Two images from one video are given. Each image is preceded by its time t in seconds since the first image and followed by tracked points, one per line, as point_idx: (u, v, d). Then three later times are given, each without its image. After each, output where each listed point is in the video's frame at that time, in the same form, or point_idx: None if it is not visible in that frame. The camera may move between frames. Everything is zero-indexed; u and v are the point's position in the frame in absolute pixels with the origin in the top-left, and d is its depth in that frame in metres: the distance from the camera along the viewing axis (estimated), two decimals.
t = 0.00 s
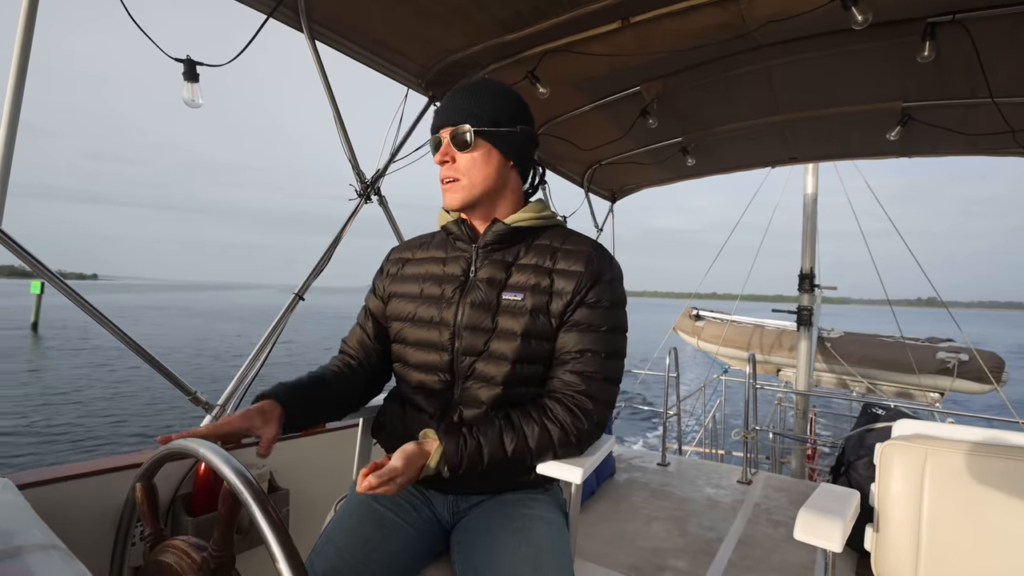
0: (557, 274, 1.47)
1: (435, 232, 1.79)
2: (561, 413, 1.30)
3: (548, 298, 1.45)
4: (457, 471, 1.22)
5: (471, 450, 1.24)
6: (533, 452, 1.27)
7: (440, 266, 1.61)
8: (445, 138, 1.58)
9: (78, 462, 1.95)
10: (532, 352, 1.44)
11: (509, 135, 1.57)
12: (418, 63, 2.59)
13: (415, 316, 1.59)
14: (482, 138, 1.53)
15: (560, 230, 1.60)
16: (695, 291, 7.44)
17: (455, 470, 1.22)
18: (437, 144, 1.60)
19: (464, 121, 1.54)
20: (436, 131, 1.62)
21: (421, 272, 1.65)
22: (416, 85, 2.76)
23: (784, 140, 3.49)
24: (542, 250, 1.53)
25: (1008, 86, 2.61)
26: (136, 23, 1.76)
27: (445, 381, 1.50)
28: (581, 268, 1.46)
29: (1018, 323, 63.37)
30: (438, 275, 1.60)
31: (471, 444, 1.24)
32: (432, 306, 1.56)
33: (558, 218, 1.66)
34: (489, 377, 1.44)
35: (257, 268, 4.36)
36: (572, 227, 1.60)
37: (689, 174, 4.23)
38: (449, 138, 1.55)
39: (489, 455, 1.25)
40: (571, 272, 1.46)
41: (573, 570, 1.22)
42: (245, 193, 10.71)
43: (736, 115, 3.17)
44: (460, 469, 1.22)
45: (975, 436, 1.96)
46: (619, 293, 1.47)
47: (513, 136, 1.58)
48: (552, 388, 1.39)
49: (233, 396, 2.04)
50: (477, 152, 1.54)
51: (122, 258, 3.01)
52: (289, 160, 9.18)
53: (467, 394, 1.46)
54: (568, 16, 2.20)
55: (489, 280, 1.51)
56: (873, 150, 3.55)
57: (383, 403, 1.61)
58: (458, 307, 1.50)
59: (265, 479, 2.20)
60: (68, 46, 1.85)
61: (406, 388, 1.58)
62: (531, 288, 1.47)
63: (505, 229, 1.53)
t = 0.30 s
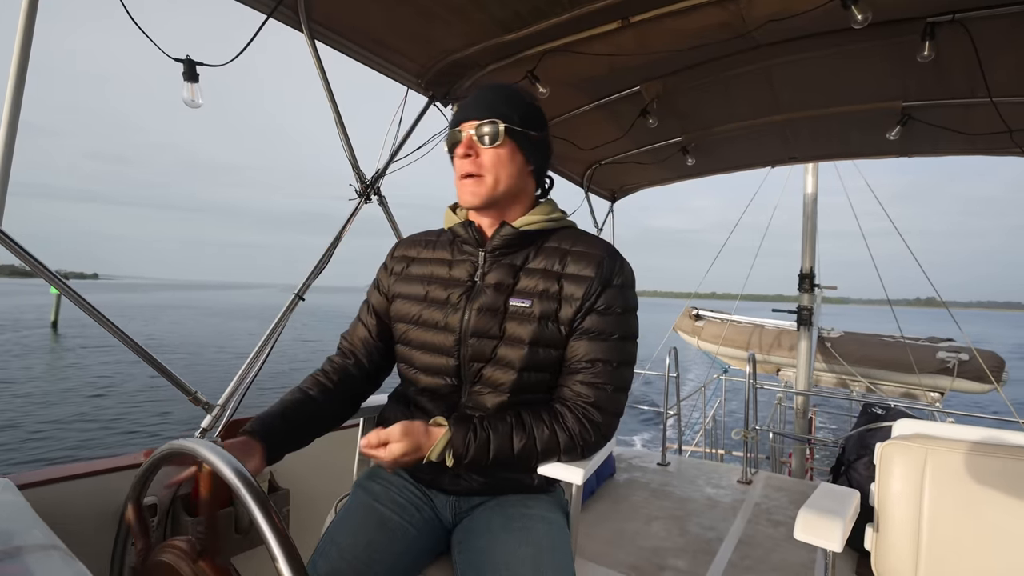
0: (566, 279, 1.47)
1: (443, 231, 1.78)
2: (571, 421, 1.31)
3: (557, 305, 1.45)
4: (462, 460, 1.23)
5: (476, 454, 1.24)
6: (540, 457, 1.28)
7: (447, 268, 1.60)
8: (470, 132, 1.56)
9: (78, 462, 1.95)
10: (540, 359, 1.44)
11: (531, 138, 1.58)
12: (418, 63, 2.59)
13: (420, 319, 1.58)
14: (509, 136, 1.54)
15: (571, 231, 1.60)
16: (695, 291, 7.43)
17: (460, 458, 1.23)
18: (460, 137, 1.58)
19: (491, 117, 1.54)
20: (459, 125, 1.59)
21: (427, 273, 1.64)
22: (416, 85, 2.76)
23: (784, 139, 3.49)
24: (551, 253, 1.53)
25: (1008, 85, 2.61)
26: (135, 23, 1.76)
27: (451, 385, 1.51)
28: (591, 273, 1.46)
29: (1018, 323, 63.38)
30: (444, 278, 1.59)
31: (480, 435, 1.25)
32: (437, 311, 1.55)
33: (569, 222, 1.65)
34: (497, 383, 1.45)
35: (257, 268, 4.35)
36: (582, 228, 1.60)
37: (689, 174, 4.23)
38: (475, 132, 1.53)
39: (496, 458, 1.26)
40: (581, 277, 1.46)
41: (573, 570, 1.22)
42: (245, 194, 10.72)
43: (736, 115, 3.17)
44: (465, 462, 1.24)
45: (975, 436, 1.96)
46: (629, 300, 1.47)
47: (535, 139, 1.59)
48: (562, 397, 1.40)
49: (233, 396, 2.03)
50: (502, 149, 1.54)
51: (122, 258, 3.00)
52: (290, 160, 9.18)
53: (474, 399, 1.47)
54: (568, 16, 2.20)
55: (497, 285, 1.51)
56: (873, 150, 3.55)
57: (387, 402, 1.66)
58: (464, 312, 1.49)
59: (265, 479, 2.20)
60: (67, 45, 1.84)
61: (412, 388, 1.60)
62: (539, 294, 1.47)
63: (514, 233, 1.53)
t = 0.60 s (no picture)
0: (579, 279, 1.48)
1: (452, 234, 1.78)
2: (577, 423, 1.31)
3: (570, 305, 1.46)
4: (467, 464, 1.24)
5: (482, 455, 1.24)
6: (545, 459, 1.28)
7: (458, 270, 1.60)
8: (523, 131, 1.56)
9: (78, 463, 1.95)
10: (550, 360, 1.44)
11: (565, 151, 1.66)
12: (418, 63, 2.59)
13: (432, 321, 1.58)
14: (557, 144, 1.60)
15: (584, 233, 1.61)
16: (695, 291, 7.44)
17: (465, 462, 1.23)
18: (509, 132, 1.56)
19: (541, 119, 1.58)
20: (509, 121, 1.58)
21: (438, 274, 1.64)
22: (415, 85, 2.76)
23: (783, 139, 3.50)
24: (564, 253, 1.55)
25: (1007, 85, 2.61)
26: (134, 23, 1.76)
27: (460, 387, 1.50)
28: (604, 274, 1.47)
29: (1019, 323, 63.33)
30: (457, 278, 1.59)
31: (485, 438, 1.25)
32: (450, 312, 1.55)
33: (581, 223, 1.66)
34: (507, 385, 1.44)
35: (257, 268, 4.36)
36: (595, 231, 1.61)
37: (689, 174, 4.23)
38: (530, 131, 1.55)
39: (501, 459, 1.26)
40: (594, 277, 1.47)
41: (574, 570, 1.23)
42: (245, 194, 10.73)
43: (736, 114, 3.17)
44: (470, 466, 1.24)
45: (975, 436, 1.96)
46: (640, 300, 1.48)
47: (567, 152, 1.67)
48: (569, 398, 1.40)
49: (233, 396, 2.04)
50: (551, 155, 1.58)
51: (122, 258, 3.01)
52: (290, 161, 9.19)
53: (482, 401, 1.46)
54: (568, 16, 2.20)
55: (510, 284, 1.51)
56: (872, 150, 3.55)
57: (389, 403, 1.65)
58: (477, 313, 1.50)
59: (266, 479, 2.18)
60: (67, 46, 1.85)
61: (418, 390, 1.58)
62: (552, 294, 1.48)
63: (529, 234, 1.53)
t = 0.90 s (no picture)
0: (582, 279, 1.49)
1: (451, 228, 1.78)
2: (578, 421, 1.31)
3: (573, 304, 1.47)
4: (468, 466, 1.24)
5: (483, 456, 1.24)
6: (545, 458, 1.28)
7: (461, 266, 1.60)
8: (536, 133, 1.56)
9: (78, 463, 1.95)
10: (552, 357, 1.45)
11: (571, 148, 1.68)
12: (418, 63, 2.59)
13: (433, 318, 1.57)
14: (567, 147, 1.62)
15: (585, 235, 1.62)
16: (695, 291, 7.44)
17: (466, 464, 1.23)
18: (522, 134, 1.57)
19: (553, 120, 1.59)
20: (523, 122, 1.58)
21: (440, 271, 1.64)
22: (415, 86, 2.75)
23: (783, 140, 3.50)
24: (567, 253, 1.55)
25: (1007, 85, 2.61)
26: (134, 23, 1.76)
27: (460, 385, 1.48)
28: (607, 275, 1.48)
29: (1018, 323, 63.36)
30: (460, 277, 1.59)
31: (486, 439, 1.25)
32: (452, 309, 1.55)
33: (581, 225, 1.66)
34: (508, 383, 1.44)
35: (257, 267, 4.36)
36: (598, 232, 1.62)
37: (689, 174, 4.24)
38: (545, 133, 1.56)
39: (503, 460, 1.26)
40: (597, 278, 1.48)
41: (573, 570, 1.23)
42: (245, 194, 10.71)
43: (736, 115, 3.17)
44: (471, 467, 1.24)
45: (975, 436, 1.96)
46: (640, 301, 1.49)
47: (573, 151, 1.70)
48: (569, 395, 1.40)
49: (233, 397, 2.03)
50: (562, 158, 1.61)
51: (122, 257, 3.01)
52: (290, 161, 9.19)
53: (482, 400, 1.46)
54: (568, 16, 2.20)
55: (514, 283, 1.51)
56: (872, 149, 3.55)
57: (385, 405, 1.62)
58: (480, 311, 1.50)
59: (266, 480, 2.18)
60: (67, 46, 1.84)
61: (416, 390, 1.57)
62: (555, 293, 1.48)
63: (535, 234, 1.54)
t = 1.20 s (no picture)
0: (582, 280, 1.49)
1: (450, 234, 1.78)
2: (577, 420, 1.31)
3: (573, 305, 1.47)
4: (468, 458, 1.23)
5: (483, 447, 1.23)
6: (545, 452, 1.27)
7: (462, 270, 1.59)
8: (512, 138, 1.58)
9: (78, 463, 1.95)
10: (553, 358, 1.45)
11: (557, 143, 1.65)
12: (418, 63, 2.59)
13: (435, 322, 1.57)
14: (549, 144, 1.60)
15: (584, 236, 1.62)
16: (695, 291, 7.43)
17: (466, 456, 1.23)
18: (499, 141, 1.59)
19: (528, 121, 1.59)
20: (500, 127, 1.60)
21: (440, 275, 1.63)
22: (415, 86, 2.75)
23: (783, 139, 3.50)
24: (566, 254, 1.56)
25: (1007, 85, 2.61)
26: (134, 23, 1.76)
27: (465, 389, 1.49)
28: (607, 275, 1.48)
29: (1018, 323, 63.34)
30: (461, 280, 1.58)
31: (486, 431, 1.25)
32: (453, 314, 1.54)
33: (580, 226, 1.67)
34: (510, 385, 1.45)
35: (257, 267, 4.36)
36: (596, 233, 1.62)
37: (689, 175, 4.24)
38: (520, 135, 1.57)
39: (503, 453, 1.25)
40: (597, 278, 1.49)
41: (573, 570, 1.23)
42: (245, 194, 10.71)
43: (736, 115, 3.18)
44: (470, 460, 1.23)
45: (976, 436, 1.96)
46: (639, 301, 1.50)
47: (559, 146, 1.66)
48: (569, 394, 1.40)
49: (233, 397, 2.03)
50: (544, 156, 1.60)
51: (121, 257, 3.01)
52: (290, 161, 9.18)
53: (486, 402, 1.46)
54: (568, 16, 2.20)
55: (514, 286, 1.51)
56: (872, 149, 3.55)
57: (389, 404, 1.64)
58: (482, 315, 1.50)
59: (266, 479, 2.17)
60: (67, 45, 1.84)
61: (421, 392, 1.58)
62: (555, 294, 1.49)
63: (534, 237, 1.54)
